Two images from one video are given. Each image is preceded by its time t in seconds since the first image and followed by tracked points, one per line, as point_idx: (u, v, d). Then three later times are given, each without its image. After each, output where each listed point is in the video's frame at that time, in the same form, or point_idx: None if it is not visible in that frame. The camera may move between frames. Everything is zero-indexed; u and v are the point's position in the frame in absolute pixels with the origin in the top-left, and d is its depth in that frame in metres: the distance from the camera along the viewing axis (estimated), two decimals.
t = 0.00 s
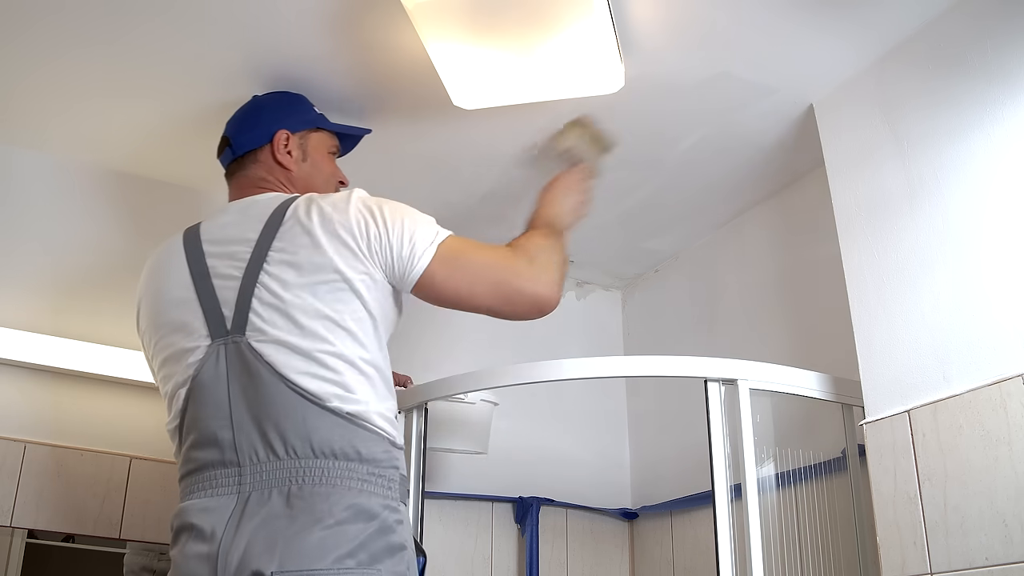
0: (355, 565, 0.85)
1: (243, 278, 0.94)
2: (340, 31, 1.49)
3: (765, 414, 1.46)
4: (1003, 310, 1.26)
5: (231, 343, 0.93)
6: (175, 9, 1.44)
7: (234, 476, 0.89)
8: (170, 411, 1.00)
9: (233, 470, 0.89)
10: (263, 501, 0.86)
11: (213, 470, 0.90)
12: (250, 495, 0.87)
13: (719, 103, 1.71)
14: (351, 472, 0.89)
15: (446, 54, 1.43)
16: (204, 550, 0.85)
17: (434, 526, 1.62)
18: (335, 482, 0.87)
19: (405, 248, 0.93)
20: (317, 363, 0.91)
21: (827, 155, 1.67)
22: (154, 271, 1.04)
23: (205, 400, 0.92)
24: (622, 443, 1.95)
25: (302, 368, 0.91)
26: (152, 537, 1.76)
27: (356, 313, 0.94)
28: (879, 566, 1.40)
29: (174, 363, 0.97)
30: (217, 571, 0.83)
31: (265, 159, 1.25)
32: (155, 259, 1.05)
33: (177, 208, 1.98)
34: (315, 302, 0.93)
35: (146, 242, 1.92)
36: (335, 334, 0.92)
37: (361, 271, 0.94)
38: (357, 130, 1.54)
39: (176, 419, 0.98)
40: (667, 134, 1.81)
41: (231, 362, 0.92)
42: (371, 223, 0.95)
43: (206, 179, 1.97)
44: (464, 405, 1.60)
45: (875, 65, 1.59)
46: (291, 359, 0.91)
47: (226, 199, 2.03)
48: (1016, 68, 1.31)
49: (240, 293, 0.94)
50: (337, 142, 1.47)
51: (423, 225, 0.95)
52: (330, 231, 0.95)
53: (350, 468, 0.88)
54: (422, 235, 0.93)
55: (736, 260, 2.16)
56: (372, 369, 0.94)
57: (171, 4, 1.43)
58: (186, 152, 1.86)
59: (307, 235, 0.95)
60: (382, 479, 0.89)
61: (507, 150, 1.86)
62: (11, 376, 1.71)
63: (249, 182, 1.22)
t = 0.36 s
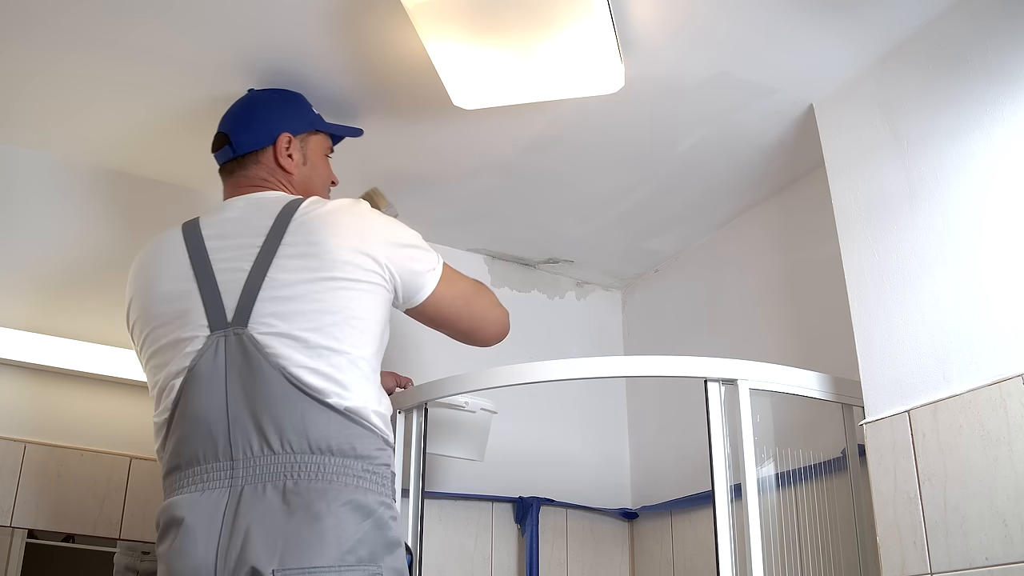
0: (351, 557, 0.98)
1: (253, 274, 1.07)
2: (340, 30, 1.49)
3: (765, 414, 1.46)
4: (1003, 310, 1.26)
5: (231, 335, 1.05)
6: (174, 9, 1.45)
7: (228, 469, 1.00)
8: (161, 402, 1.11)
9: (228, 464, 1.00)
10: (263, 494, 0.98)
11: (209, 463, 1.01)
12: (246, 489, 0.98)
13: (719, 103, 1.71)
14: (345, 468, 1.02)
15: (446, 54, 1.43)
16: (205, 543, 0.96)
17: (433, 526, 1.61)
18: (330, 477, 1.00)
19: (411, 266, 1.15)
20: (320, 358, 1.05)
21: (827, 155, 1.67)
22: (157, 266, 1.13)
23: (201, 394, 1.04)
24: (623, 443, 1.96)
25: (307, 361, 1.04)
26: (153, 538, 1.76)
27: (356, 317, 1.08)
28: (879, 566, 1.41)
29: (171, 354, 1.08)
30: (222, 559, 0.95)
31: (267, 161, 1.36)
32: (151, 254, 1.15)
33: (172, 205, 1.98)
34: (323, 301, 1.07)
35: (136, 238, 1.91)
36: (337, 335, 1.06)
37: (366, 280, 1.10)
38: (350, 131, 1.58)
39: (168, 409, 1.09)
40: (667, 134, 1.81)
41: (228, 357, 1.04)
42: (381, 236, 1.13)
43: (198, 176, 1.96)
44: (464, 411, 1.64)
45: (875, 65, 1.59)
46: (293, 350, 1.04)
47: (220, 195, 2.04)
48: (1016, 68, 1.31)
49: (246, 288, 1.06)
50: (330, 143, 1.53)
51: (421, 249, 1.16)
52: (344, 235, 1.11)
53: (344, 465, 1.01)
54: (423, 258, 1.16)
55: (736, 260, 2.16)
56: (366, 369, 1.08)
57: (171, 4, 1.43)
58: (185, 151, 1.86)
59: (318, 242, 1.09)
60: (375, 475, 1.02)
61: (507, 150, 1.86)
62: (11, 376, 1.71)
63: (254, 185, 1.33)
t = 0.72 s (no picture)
0: (364, 557, 1.01)
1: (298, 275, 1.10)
2: (340, 30, 1.49)
3: (765, 414, 1.46)
4: (1003, 310, 1.26)
5: (266, 331, 1.07)
6: (174, 9, 1.45)
7: (247, 462, 1.02)
8: (182, 389, 1.11)
9: (247, 457, 1.02)
10: (280, 489, 1.00)
11: (226, 452, 1.03)
12: (265, 482, 1.00)
13: (719, 103, 1.71)
14: (363, 471, 1.05)
15: (446, 54, 1.43)
16: (221, 531, 0.98)
17: (433, 525, 1.63)
18: (349, 479, 1.03)
19: (449, 290, 1.22)
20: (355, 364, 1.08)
21: (827, 155, 1.67)
22: (198, 259, 1.15)
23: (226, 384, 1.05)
24: (622, 443, 1.92)
25: (342, 366, 1.07)
26: (153, 538, 1.76)
27: (392, 329, 1.14)
28: (879, 566, 1.40)
29: (201, 340, 1.10)
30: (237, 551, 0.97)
31: (321, 176, 1.41)
32: (193, 243, 1.18)
33: (202, 211, 2.02)
34: (365, 311, 1.11)
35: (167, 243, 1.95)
36: (372, 343, 1.11)
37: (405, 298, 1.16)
38: (396, 152, 1.63)
39: (188, 395, 1.09)
40: (667, 134, 1.81)
41: (261, 352, 1.06)
42: (425, 259, 1.20)
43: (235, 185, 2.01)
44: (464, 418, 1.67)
45: (875, 64, 1.59)
46: (332, 354, 1.07)
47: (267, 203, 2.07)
48: (1016, 68, 1.31)
49: (291, 287, 1.09)
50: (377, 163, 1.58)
51: (460, 276, 1.24)
52: (393, 254, 1.17)
53: (362, 468, 1.04)
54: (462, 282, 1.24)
55: (736, 260, 2.16)
56: (392, 382, 1.13)
57: (171, 4, 1.43)
58: (190, 153, 1.88)
59: (366, 254, 1.14)
60: (390, 481, 1.06)
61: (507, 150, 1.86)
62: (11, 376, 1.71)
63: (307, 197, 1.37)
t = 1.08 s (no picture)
0: (373, 558, 1.01)
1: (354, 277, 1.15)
2: (340, 30, 1.49)
3: (765, 415, 1.46)
4: (1003, 310, 1.26)
5: (312, 328, 1.10)
6: (174, 8, 1.45)
7: (271, 448, 1.02)
8: (216, 369, 1.13)
9: (272, 443, 1.03)
10: (300, 479, 1.01)
11: (250, 436, 1.03)
12: (287, 470, 1.01)
13: (719, 103, 1.71)
14: (384, 473, 1.06)
15: (446, 54, 1.43)
16: (237, 510, 0.98)
17: (433, 526, 1.65)
18: (370, 479, 1.04)
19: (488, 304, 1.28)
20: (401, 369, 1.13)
21: (827, 155, 1.67)
22: (255, 250, 1.19)
23: (263, 371, 1.07)
24: (622, 444, 1.93)
25: (390, 370, 1.11)
26: (153, 537, 1.76)
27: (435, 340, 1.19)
28: (880, 566, 1.39)
29: (248, 322, 1.13)
30: (248, 533, 0.97)
31: (377, 191, 1.51)
32: (250, 235, 1.22)
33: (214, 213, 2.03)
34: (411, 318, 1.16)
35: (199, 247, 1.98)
36: (419, 351, 1.15)
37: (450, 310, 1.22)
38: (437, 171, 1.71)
39: (221, 376, 1.10)
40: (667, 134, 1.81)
41: (303, 344, 1.09)
42: (468, 275, 1.26)
43: (266, 190, 2.03)
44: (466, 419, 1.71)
45: (875, 64, 1.59)
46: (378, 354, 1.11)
47: (319, 211, 2.11)
48: (1016, 68, 1.31)
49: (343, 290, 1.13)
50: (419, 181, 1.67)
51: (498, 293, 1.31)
52: (442, 268, 1.23)
53: (384, 469, 1.06)
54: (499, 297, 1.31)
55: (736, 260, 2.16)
56: (427, 390, 1.16)
57: (171, 3, 1.43)
58: (191, 154, 1.88)
59: (417, 266, 1.20)
60: (408, 486, 1.07)
61: (507, 150, 1.87)
62: (11, 375, 1.72)
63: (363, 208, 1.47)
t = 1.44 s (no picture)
0: (386, 562, 1.01)
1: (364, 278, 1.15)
2: (340, 30, 1.49)
3: (765, 415, 1.46)
4: (1003, 310, 1.26)
5: (320, 332, 1.10)
6: (173, 8, 1.45)
7: (283, 454, 1.02)
8: (227, 372, 1.13)
9: (284, 450, 1.03)
10: (312, 484, 1.00)
11: (263, 443, 1.03)
12: (299, 476, 1.01)
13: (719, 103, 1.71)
14: (395, 477, 1.06)
15: (446, 54, 1.43)
16: (251, 515, 0.98)
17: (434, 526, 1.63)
18: (380, 482, 1.04)
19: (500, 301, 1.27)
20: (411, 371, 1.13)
21: (827, 155, 1.67)
22: (267, 251, 1.19)
23: (273, 377, 1.07)
24: (622, 444, 1.90)
25: (400, 373, 1.11)
26: (153, 537, 1.76)
27: (447, 338, 1.19)
28: (880, 566, 1.39)
29: (258, 326, 1.13)
30: (261, 538, 0.97)
31: (390, 188, 1.51)
32: (261, 237, 1.22)
33: (216, 213, 2.03)
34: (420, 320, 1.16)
35: (201, 247, 1.98)
36: (429, 352, 1.15)
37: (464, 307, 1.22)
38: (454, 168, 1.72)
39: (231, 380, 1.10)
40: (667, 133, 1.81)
41: (312, 350, 1.09)
42: (480, 272, 1.26)
43: (269, 190, 2.03)
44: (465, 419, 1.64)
45: (875, 64, 1.59)
46: (386, 358, 1.11)
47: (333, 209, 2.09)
48: (1016, 68, 1.31)
49: (351, 295, 1.13)
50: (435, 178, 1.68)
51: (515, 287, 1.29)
52: (451, 266, 1.22)
53: (394, 473, 1.05)
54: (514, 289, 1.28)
55: (736, 260, 2.16)
56: (438, 392, 1.16)
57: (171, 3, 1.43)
58: (190, 153, 1.88)
59: (428, 264, 1.20)
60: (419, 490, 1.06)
61: (507, 151, 1.87)
62: (11, 375, 1.72)
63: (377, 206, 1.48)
